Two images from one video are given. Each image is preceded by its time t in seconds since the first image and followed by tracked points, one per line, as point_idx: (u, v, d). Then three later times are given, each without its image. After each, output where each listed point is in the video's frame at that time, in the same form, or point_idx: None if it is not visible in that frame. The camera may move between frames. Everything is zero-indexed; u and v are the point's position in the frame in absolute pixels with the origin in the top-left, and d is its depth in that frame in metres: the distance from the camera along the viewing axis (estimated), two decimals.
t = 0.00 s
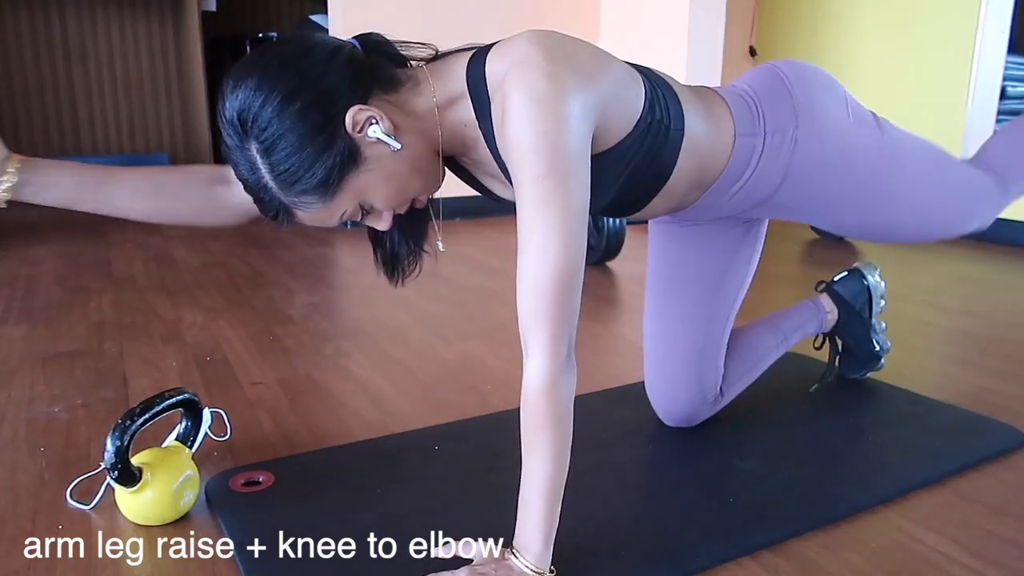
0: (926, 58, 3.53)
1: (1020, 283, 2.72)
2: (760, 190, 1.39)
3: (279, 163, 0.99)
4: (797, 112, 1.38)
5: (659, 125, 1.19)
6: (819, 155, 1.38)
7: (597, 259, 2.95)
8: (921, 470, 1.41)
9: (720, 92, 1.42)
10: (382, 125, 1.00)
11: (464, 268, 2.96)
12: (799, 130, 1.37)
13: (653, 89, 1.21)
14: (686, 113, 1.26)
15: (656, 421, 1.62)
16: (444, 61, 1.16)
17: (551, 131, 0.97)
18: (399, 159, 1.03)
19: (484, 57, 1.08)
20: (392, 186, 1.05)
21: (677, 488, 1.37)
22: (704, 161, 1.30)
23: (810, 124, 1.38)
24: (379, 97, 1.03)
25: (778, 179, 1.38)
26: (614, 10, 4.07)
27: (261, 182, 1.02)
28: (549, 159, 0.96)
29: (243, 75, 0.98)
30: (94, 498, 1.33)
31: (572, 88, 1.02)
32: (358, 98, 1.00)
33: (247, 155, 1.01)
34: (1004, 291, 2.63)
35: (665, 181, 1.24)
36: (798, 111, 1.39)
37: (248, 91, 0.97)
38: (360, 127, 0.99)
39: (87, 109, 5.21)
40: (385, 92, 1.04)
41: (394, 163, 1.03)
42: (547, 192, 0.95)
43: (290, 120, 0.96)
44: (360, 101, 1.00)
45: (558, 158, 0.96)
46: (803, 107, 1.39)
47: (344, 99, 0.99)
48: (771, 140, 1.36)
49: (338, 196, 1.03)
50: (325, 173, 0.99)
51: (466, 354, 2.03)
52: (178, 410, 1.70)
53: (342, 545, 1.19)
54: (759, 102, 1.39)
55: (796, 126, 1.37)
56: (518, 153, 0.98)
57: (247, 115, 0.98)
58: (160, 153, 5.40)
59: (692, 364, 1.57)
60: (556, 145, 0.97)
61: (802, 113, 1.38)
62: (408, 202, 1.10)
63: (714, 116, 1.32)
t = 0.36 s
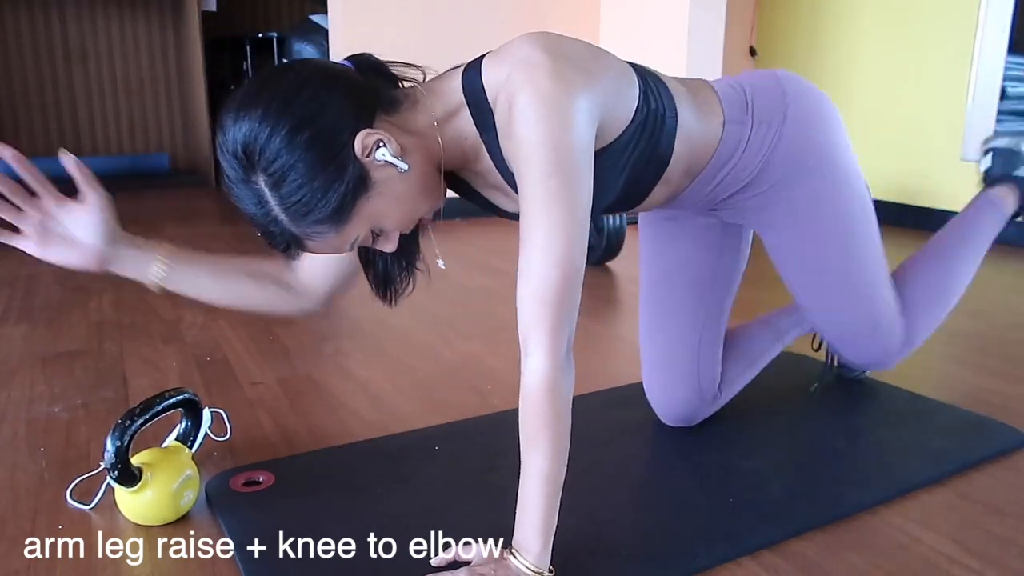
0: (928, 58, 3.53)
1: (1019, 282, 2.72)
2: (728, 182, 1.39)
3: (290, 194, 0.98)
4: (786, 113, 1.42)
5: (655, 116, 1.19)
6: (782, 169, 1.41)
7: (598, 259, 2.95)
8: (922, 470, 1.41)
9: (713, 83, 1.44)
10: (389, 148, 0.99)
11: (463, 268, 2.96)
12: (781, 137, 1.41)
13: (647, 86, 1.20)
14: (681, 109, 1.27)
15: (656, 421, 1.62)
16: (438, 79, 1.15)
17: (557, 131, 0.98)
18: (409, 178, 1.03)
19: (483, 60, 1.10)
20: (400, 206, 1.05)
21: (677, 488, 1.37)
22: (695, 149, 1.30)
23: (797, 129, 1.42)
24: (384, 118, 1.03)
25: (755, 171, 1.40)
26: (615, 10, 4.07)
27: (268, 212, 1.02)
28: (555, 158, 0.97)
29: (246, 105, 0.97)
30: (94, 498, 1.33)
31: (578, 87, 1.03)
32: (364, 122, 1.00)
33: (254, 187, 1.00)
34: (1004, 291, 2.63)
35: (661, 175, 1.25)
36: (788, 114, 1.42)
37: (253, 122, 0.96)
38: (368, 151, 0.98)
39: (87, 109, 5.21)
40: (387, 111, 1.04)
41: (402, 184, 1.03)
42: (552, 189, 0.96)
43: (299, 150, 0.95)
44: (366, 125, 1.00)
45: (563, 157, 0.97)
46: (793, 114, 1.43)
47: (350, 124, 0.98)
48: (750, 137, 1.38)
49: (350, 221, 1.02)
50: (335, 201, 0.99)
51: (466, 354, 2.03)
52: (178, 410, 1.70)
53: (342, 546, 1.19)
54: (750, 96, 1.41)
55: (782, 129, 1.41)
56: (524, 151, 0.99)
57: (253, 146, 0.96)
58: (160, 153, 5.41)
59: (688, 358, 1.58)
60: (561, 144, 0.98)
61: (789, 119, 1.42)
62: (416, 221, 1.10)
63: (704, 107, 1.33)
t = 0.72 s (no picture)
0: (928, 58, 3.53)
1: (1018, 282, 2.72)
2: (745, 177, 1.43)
3: (316, 224, 0.99)
4: (805, 118, 1.47)
5: (677, 113, 1.20)
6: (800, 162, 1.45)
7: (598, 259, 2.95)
8: (922, 471, 1.41)
9: (732, 79, 1.46)
10: (412, 175, 1.00)
11: (463, 268, 2.96)
12: (797, 134, 1.45)
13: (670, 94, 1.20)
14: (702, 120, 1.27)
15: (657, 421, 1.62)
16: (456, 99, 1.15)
17: (574, 131, 0.98)
18: (433, 202, 1.04)
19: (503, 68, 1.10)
20: (424, 231, 1.06)
21: (677, 488, 1.37)
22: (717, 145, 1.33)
23: (813, 133, 1.47)
24: (406, 144, 1.04)
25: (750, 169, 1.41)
26: (615, 10, 4.07)
27: (296, 240, 1.03)
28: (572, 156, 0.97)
29: (272, 138, 0.98)
30: (95, 498, 1.33)
31: (597, 89, 1.04)
32: (389, 149, 1.01)
33: (282, 217, 1.01)
34: (1004, 291, 2.63)
35: (688, 174, 1.28)
36: (807, 117, 1.48)
37: (279, 154, 0.97)
38: (392, 179, 0.99)
39: (87, 108, 5.21)
40: (409, 136, 1.05)
41: (426, 210, 1.04)
42: (569, 187, 0.96)
43: (323, 181, 0.96)
44: (390, 152, 1.01)
45: (579, 157, 0.97)
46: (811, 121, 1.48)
47: (376, 153, 0.99)
48: (769, 135, 1.42)
49: (377, 244, 1.03)
50: (361, 230, 1.00)
51: (465, 354, 2.04)
52: (178, 410, 1.70)
53: (342, 545, 1.19)
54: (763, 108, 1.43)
55: (799, 131, 1.45)
56: (540, 150, 0.99)
57: (280, 178, 0.98)
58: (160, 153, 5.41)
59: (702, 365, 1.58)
60: (578, 144, 0.98)
61: (807, 123, 1.47)
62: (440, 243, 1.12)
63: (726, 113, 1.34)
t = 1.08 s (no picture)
0: (928, 58, 3.53)
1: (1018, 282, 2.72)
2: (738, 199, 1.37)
3: None
4: (795, 120, 1.38)
5: (673, 123, 1.18)
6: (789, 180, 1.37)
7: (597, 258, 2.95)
8: (922, 471, 1.41)
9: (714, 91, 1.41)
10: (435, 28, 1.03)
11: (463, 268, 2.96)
12: (791, 138, 1.36)
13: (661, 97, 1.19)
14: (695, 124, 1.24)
15: (657, 421, 1.62)
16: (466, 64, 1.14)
17: (578, 133, 0.98)
18: (433, 76, 1.02)
19: (505, 59, 1.09)
20: (400, 69, 0.97)
21: (678, 488, 1.36)
22: (712, 162, 1.28)
23: (807, 135, 1.38)
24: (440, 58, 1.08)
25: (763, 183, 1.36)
26: (615, 10, 4.07)
27: None
28: (576, 161, 0.97)
29: None
30: (94, 498, 1.33)
31: (600, 89, 1.03)
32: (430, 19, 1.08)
33: None
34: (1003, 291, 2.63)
35: (676, 187, 1.23)
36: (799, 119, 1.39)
37: None
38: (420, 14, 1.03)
39: (87, 109, 5.21)
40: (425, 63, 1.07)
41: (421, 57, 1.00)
42: (573, 191, 0.96)
43: None
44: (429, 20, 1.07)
45: (583, 161, 0.97)
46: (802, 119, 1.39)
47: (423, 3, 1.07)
48: (763, 147, 1.34)
49: (384, 40, 0.97)
50: None
51: (465, 354, 2.04)
52: (178, 410, 1.70)
53: (342, 545, 1.19)
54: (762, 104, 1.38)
55: (791, 136, 1.36)
56: (546, 151, 0.99)
57: None
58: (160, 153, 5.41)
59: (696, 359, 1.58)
60: (582, 149, 0.97)
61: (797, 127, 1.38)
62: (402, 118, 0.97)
63: (717, 118, 1.31)
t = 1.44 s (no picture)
0: (928, 59, 3.53)
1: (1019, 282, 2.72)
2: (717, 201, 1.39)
3: (262, 157, 0.99)
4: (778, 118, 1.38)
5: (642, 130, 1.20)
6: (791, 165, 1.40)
7: (597, 259, 2.95)
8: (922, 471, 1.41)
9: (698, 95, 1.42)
10: (367, 127, 1.01)
11: (463, 268, 2.96)
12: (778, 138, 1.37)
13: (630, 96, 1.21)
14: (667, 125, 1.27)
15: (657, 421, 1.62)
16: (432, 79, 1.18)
17: (543, 132, 0.98)
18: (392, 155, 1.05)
19: (472, 69, 1.12)
20: (371, 191, 1.04)
21: (678, 488, 1.36)
22: (686, 171, 1.31)
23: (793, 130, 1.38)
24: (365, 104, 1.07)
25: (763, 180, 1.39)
26: (615, 10, 4.06)
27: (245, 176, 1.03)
28: (542, 158, 0.97)
29: (231, 73, 1.01)
30: (94, 498, 1.33)
31: (564, 90, 1.04)
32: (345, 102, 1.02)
33: (231, 151, 1.01)
34: (1004, 291, 2.63)
35: (651, 188, 1.26)
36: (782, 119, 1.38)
37: (235, 87, 0.99)
38: (347, 126, 0.99)
39: (87, 109, 5.21)
40: (374, 98, 1.08)
41: (381, 165, 1.03)
42: (539, 185, 0.97)
43: (273, 112, 0.97)
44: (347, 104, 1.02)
45: (550, 159, 0.98)
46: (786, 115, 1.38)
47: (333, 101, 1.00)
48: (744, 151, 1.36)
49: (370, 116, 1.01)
50: (305, 172, 0.99)
51: (465, 354, 2.03)
52: (178, 410, 1.70)
53: (343, 545, 1.19)
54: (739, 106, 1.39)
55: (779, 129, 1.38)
56: (511, 150, 0.99)
57: (235, 111, 0.99)
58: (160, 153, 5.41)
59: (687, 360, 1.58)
60: (549, 147, 0.98)
61: (785, 120, 1.38)
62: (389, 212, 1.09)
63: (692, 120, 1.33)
